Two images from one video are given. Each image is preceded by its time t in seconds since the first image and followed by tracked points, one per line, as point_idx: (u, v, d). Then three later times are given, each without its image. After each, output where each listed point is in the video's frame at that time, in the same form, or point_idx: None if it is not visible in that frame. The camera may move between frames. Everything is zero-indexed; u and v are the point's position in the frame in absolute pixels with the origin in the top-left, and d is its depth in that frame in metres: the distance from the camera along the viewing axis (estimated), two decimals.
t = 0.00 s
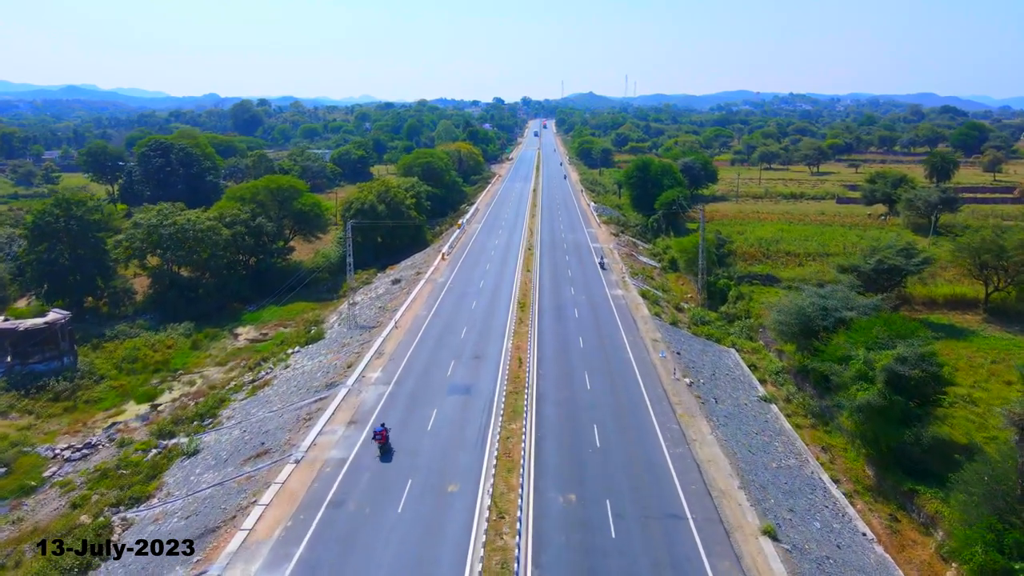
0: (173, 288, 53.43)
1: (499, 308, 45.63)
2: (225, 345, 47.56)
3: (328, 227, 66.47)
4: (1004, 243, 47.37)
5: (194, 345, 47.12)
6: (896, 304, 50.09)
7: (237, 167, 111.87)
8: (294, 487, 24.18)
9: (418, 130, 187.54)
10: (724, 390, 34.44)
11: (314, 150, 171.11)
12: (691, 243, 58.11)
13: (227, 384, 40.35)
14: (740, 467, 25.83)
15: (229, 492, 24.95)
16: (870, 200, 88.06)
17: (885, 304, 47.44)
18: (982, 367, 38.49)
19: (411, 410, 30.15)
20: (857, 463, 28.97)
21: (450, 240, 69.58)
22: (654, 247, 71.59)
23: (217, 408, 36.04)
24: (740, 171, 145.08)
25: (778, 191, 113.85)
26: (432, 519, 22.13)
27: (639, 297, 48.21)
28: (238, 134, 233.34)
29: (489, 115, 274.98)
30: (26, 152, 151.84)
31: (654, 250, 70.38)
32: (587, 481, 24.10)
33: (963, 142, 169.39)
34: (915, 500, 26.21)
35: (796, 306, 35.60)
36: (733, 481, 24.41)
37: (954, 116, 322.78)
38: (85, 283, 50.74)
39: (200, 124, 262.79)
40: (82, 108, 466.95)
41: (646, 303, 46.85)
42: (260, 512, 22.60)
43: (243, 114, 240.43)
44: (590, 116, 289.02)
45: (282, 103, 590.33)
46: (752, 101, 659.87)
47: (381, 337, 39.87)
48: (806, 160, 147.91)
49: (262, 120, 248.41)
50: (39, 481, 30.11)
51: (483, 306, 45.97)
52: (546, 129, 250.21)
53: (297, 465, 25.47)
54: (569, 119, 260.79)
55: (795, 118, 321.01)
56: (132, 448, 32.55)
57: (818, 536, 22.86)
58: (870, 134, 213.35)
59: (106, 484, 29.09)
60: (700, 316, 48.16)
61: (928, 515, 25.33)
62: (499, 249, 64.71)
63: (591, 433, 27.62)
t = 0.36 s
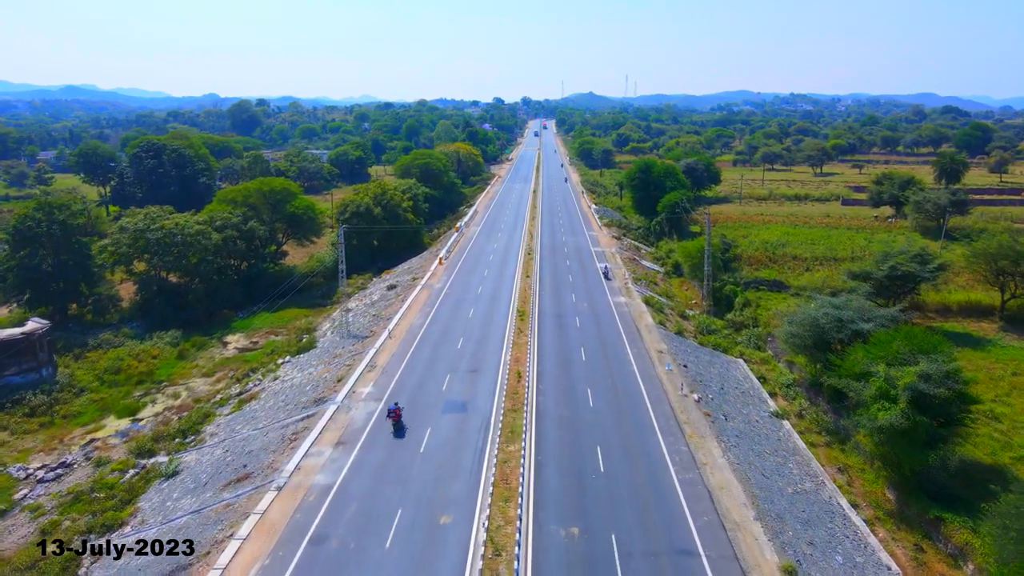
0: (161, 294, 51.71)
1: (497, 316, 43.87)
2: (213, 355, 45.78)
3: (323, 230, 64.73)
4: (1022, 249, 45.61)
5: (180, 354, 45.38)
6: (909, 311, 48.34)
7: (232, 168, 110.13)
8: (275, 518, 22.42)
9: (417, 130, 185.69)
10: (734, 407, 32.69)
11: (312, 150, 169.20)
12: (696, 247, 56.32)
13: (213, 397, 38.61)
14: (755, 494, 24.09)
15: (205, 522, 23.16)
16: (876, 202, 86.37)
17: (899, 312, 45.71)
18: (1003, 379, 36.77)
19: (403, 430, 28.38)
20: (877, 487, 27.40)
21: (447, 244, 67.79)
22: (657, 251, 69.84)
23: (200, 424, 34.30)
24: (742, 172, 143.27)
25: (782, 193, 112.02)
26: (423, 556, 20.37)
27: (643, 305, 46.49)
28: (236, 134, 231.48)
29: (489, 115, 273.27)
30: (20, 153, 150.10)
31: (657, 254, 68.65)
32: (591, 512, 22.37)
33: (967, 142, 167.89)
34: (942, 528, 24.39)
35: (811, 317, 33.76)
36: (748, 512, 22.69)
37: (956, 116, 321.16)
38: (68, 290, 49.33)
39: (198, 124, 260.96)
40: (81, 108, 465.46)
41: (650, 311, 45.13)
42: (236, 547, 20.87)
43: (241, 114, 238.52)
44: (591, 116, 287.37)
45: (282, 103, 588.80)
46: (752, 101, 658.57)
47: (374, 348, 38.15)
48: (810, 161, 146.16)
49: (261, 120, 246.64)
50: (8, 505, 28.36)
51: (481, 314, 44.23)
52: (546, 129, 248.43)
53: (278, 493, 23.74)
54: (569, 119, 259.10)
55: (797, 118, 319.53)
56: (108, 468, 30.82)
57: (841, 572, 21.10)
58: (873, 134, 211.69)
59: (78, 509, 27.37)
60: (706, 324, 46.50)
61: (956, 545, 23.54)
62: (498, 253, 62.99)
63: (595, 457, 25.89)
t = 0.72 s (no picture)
0: (149, 301, 50.10)
1: (496, 325, 42.26)
2: (200, 365, 44.13)
3: (317, 234, 63.16)
4: None
5: (166, 364, 43.74)
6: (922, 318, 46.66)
7: (227, 170, 108.45)
8: (253, 552, 20.85)
9: (416, 130, 184.03)
10: (743, 423, 31.08)
11: (310, 151, 167.55)
12: (700, 252, 54.62)
13: (198, 411, 36.96)
14: (770, 523, 22.48)
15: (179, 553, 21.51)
16: (883, 204, 84.69)
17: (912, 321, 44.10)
18: None
19: (394, 451, 26.79)
20: (898, 511, 25.86)
21: (445, 248, 66.14)
22: (659, 254, 68.15)
23: (182, 441, 32.64)
24: (745, 173, 141.61)
25: (786, 194, 110.32)
26: None
27: (647, 313, 44.92)
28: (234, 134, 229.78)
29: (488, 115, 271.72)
30: (15, 154, 148.44)
31: (660, 258, 67.05)
32: (594, 544, 20.80)
33: (971, 143, 166.38)
34: (970, 559, 22.75)
35: (824, 329, 32.17)
36: (763, 544, 21.09)
37: (958, 116, 319.35)
38: (52, 297, 47.92)
39: (196, 124, 259.34)
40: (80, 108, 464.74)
41: (654, 320, 43.57)
42: None
43: (239, 114, 236.82)
44: (591, 116, 285.71)
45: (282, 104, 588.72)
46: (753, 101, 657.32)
47: (366, 360, 36.53)
48: (812, 162, 144.50)
49: (259, 120, 244.99)
50: None
51: (478, 323, 42.60)
52: (546, 130, 246.73)
53: (257, 523, 22.14)
54: (569, 120, 257.39)
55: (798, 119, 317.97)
56: (83, 490, 29.19)
57: None
58: (875, 135, 210.08)
59: (48, 535, 25.65)
60: (712, 333, 44.90)
61: None
62: (497, 257, 61.41)
63: (598, 481, 24.32)
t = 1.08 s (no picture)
0: (135, 308, 48.37)
1: (493, 334, 40.55)
2: (186, 376, 42.41)
3: (311, 237, 61.49)
4: None
5: (151, 375, 42.02)
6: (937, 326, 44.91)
7: (222, 171, 106.82)
8: None
9: (415, 131, 182.43)
10: (755, 443, 29.38)
11: (307, 152, 165.89)
12: (705, 257, 52.78)
13: (181, 426, 35.23)
14: (788, 558, 20.81)
15: None
16: (890, 206, 83.05)
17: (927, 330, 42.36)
18: None
19: (383, 476, 25.09)
20: (923, 540, 24.12)
21: (442, 251, 64.37)
22: (662, 258, 66.41)
23: (162, 460, 30.89)
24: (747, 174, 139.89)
25: (790, 196, 108.55)
26: None
27: (650, 321, 43.22)
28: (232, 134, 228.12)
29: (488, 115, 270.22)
30: (9, 155, 146.85)
31: (663, 262, 65.36)
32: None
33: (975, 143, 164.83)
34: None
35: (840, 343, 30.43)
36: None
37: (960, 116, 317.53)
38: (33, 303, 46.89)
39: (194, 124, 257.75)
40: (78, 108, 463.52)
41: (659, 329, 41.87)
42: None
43: (237, 115, 235.14)
44: (591, 116, 284.10)
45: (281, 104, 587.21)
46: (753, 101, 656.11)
47: (357, 373, 34.78)
48: (816, 163, 142.69)
49: (257, 120, 243.50)
50: None
51: (475, 333, 40.83)
52: (546, 130, 245.04)
53: (233, 559, 20.48)
54: (570, 120, 255.75)
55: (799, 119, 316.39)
56: (54, 514, 27.40)
57: None
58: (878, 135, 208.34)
59: (12, 565, 23.78)
60: (719, 342, 43.18)
61: None
62: (496, 262, 59.73)
63: (602, 510, 22.65)
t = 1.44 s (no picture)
0: (120, 316, 46.69)
1: (491, 344, 38.81)
2: (171, 388, 40.61)
3: (305, 241, 59.74)
4: None
5: (134, 387, 40.29)
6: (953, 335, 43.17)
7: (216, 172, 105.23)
8: None
9: (413, 132, 180.94)
10: (768, 464, 27.65)
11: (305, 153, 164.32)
12: (710, 262, 51.00)
13: (162, 443, 33.45)
14: None
15: None
16: (897, 208, 81.39)
17: (944, 339, 40.66)
18: None
19: (372, 504, 23.36)
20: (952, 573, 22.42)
21: (439, 256, 62.61)
22: (666, 263, 64.68)
23: (139, 481, 29.16)
24: (750, 175, 138.21)
25: (794, 197, 106.84)
26: None
27: (655, 331, 41.51)
28: (230, 134, 226.61)
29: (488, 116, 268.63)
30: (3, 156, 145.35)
31: (666, 266, 63.65)
32: None
33: (980, 143, 163.18)
34: None
35: (857, 357, 28.66)
36: None
37: (961, 115, 317.09)
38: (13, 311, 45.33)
39: (192, 125, 256.32)
40: (77, 108, 462.56)
41: (664, 339, 40.16)
42: None
43: (235, 115, 233.59)
44: (592, 116, 282.47)
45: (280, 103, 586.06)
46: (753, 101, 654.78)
47: (347, 388, 33.02)
48: (819, 164, 141.02)
49: (256, 120, 241.99)
50: None
51: (473, 344, 39.07)
52: (546, 130, 243.37)
53: None
54: (570, 120, 254.10)
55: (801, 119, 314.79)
56: (21, 541, 25.70)
57: None
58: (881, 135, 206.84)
59: None
60: (726, 352, 41.46)
61: None
62: (495, 267, 57.99)
63: (607, 543, 20.95)
